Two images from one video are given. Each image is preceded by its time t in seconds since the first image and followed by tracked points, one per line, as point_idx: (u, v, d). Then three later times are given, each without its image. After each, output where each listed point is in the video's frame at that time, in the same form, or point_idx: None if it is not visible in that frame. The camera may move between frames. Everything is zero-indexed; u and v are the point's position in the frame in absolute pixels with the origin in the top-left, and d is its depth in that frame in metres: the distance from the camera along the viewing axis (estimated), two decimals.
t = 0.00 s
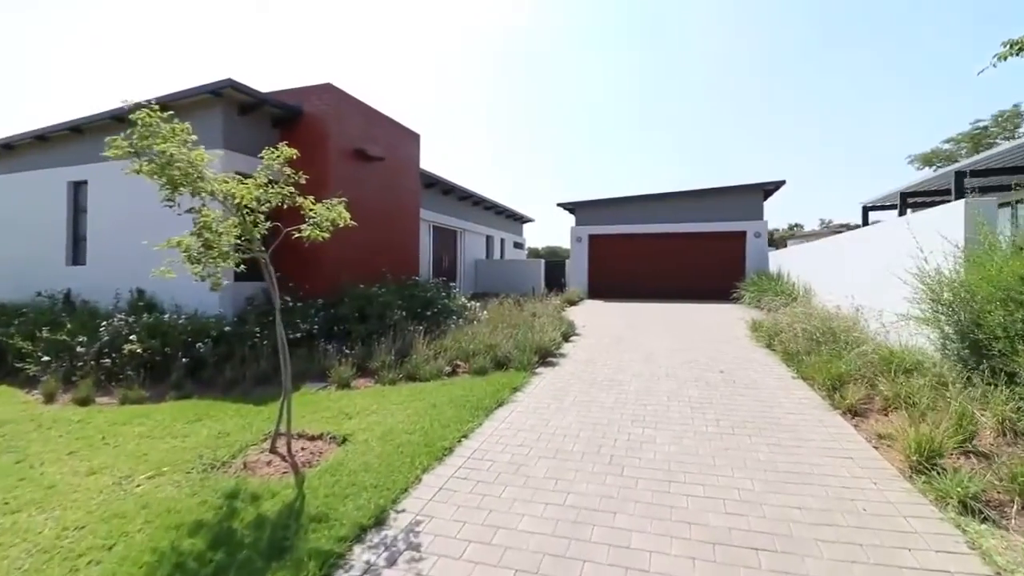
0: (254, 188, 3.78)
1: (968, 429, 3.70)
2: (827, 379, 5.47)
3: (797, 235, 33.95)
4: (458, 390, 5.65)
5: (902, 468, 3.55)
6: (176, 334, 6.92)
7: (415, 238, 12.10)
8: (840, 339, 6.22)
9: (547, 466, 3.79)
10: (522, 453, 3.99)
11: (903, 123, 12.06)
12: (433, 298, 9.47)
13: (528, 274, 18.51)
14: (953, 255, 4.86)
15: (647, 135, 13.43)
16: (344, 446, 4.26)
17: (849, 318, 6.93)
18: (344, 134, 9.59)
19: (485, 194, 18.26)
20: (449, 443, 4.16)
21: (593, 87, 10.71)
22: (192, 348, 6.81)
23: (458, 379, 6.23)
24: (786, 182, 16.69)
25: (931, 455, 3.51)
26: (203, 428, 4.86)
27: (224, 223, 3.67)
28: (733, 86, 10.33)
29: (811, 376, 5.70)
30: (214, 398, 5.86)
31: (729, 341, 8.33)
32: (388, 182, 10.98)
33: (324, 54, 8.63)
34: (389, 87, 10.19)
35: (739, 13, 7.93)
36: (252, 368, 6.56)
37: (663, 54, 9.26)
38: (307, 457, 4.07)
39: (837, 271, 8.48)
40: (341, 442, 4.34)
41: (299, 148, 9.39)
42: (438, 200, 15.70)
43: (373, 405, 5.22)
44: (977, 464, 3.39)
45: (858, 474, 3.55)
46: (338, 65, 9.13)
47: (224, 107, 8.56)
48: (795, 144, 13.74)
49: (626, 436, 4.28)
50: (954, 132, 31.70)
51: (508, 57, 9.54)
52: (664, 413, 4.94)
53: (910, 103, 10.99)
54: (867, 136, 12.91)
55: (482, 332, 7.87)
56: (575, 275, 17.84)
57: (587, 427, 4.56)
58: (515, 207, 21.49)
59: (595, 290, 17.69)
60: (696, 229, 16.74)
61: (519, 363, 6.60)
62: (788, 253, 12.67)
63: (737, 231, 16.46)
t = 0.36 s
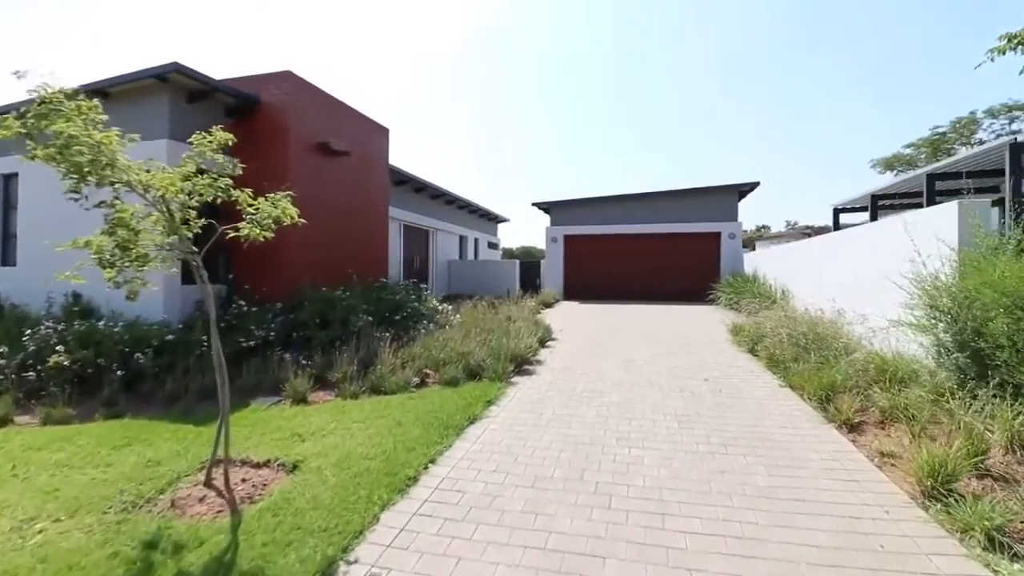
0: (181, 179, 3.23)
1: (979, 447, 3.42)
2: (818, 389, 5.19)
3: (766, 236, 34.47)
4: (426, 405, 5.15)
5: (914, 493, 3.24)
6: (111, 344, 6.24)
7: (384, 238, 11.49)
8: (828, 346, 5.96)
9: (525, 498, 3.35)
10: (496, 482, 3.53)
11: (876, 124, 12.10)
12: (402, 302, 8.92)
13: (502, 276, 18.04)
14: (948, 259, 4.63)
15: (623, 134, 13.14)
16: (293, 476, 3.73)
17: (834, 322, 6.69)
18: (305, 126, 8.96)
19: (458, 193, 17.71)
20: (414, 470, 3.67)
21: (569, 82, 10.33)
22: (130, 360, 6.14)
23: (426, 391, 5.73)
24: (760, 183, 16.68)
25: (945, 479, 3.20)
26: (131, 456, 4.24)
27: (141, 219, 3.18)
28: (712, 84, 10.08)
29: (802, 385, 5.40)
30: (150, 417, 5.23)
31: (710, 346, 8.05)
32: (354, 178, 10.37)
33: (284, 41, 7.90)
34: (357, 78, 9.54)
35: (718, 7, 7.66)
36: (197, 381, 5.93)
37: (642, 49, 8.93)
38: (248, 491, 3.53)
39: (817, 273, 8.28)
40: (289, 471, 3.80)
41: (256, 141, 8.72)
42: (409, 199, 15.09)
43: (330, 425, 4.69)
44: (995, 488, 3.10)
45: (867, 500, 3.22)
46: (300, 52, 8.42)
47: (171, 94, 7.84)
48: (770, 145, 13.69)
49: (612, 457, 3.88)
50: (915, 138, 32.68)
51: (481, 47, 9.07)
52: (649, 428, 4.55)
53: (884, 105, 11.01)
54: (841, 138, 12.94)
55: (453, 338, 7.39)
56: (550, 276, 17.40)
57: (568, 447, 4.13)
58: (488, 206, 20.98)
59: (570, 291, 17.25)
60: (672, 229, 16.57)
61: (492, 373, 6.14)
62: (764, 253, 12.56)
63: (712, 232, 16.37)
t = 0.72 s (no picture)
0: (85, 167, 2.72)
1: (992, 467, 3.14)
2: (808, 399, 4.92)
3: (738, 237, 34.84)
4: (391, 422, 4.67)
5: (926, 520, 2.93)
6: (36, 356, 5.59)
7: (352, 238, 10.93)
8: (814, 351, 5.73)
9: (498, 532, 2.93)
10: (465, 516, 3.11)
11: (850, 124, 12.12)
12: (369, 305, 8.40)
13: (476, 277, 17.57)
14: (941, 263, 4.40)
15: (600, 133, 12.86)
16: (228, 514, 3.21)
17: (819, 327, 6.46)
18: (262, 118, 8.34)
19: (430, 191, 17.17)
20: (371, 503, 3.21)
21: (545, 76, 9.96)
22: (57, 374, 5.51)
23: (391, 406, 5.25)
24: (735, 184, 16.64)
25: (961, 504, 2.90)
26: (42, 490, 3.67)
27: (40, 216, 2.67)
28: (690, 83, 9.87)
29: (788, 392, 5.15)
30: (74, 441, 4.63)
31: (691, 350, 7.77)
32: (318, 174, 9.78)
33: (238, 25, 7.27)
34: (319, 66, 8.93)
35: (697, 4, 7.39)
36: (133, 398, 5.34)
37: (620, 43, 8.62)
38: (173, 535, 3.02)
39: (799, 275, 8.07)
40: (227, 507, 3.30)
41: (208, 133, 8.07)
42: (379, 197, 14.50)
43: (279, 449, 4.18)
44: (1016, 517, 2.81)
45: (877, 529, 2.90)
46: (257, 38, 7.79)
47: (110, 78, 7.16)
48: (746, 145, 13.61)
49: (596, 482, 3.50)
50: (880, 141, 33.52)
51: (452, 38, 8.57)
52: (633, 445, 4.18)
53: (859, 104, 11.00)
54: (816, 138, 12.92)
55: (423, 345, 6.91)
56: (525, 278, 16.93)
57: (546, 470, 3.72)
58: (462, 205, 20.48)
59: (545, 293, 16.83)
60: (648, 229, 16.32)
61: (464, 384, 5.69)
62: (740, 254, 12.45)
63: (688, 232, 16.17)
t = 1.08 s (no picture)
0: None
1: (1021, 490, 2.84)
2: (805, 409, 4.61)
3: (715, 237, 35.03)
4: (356, 442, 4.19)
5: (958, 555, 2.60)
6: None
7: (322, 237, 10.39)
8: (807, 355, 5.45)
9: None
10: (435, 559, 2.65)
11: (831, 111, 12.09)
12: (338, 309, 7.88)
13: (454, 278, 17.07)
14: (945, 265, 4.14)
15: (581, 129, 12.55)
16: (151, 562, 2.70)
17: (811, 331, 6.18)
18: (222, 108, 7.74)
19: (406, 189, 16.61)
20: (324, 546, 2.74)
21: (523, 66, 9.58)
22: None
23: (356, 421, 4.77)
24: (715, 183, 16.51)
25: (995, 536, 2.58)
26: None
27: None
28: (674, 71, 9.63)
29: (783, 400, 4.84)
30: None
31: (677, 355, 7.43)
32: (285, 170, 9.19)
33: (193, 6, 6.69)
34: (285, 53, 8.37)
35: None
36: (64, 416, 4.75)
37: (601, 27, 8.31)
38: None
39: (787, 275, 7.80)
40: (154, 551, 2.81)
41: (161, 122, 7.43)
42: (351, 194, 13.88)
43: (224, 476, 3.68)
44: None
45: (905, 567, 2.55)
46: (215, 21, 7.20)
47: (48, 59, 6.49)
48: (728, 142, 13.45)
49: (585, 512, 3.08)
50: (852, 144, 34.02)
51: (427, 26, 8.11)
52: (624, 465, 3.77)
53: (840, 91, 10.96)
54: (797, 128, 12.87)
55: (394, 352, 6.43)
56: (505, 279, 16.39)
57: (529, 496, 3.29)
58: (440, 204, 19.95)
59: (525, 295, 16.38)
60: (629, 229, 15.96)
61: (438, 396, 5.21)
62: (722, 254, 12.26)
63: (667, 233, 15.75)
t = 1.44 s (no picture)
0: None
1: None
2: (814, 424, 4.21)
3: (700, 237, 35.07)
4: (316, 470, 3.68)
5: None
6: None
7: (294, 237, 9.80)
8: (811, 364, 5.08)
9: None
10: None
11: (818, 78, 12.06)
12: (308, 314, 7.33)
13: (437, 278, 16.52)
14: (965, 266, 3.77)
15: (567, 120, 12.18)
16: None
17: (813, 339, 5.82)
18: (179, 96, 7.12)
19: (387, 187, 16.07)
20: None
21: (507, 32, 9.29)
22: None
23: (319, 443, 4.26)
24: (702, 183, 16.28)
25: None
26: None
27: None
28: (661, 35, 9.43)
29: (788, 413, 4.45)
30: None
31: (669, 361, 7.02)
32: (252, 165, 8.58)
33: None
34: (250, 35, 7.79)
35: None
36: None
37: None
38: None
39: (787, 277, 7.43)
40: None
41: (110, 110, 6.78)
42: (327, 191, 13.25)
43: (156, 518, 3.16)
44: None
45: None
46: None
47: None
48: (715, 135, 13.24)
49: (578, 558, 2.62)
50: (833, 145, 34.28)
51: None
52: (619, 494, 3.32)
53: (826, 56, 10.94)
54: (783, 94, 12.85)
55: (365, 362, 5.92)
56: (488, 279, 15.88)
57: (513, 538, 2.82)
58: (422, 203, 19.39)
59: (509, 296, 15.90)
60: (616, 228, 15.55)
61: (413, 412, 4.70)
62: (711, 255, 11.95)
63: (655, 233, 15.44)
